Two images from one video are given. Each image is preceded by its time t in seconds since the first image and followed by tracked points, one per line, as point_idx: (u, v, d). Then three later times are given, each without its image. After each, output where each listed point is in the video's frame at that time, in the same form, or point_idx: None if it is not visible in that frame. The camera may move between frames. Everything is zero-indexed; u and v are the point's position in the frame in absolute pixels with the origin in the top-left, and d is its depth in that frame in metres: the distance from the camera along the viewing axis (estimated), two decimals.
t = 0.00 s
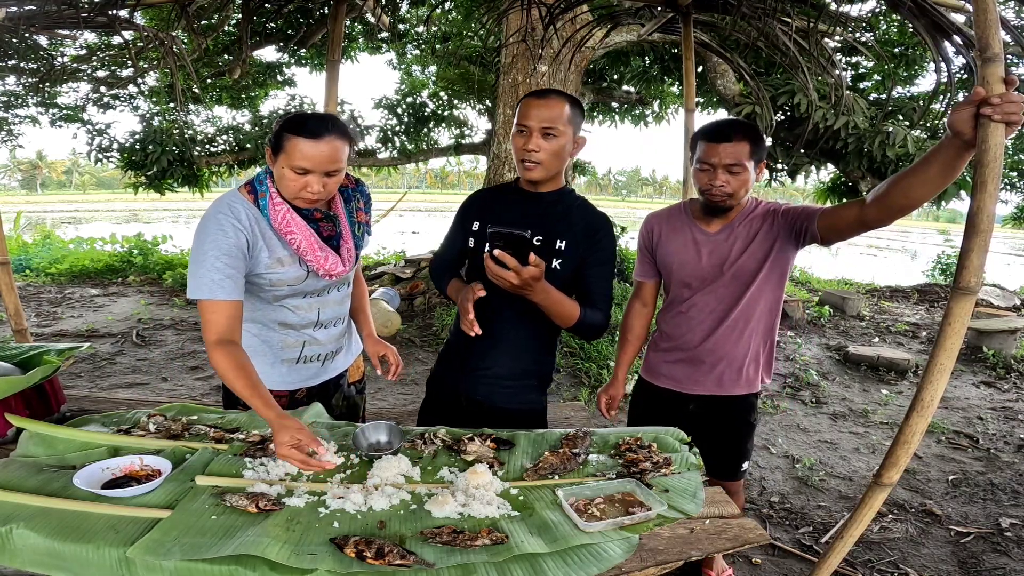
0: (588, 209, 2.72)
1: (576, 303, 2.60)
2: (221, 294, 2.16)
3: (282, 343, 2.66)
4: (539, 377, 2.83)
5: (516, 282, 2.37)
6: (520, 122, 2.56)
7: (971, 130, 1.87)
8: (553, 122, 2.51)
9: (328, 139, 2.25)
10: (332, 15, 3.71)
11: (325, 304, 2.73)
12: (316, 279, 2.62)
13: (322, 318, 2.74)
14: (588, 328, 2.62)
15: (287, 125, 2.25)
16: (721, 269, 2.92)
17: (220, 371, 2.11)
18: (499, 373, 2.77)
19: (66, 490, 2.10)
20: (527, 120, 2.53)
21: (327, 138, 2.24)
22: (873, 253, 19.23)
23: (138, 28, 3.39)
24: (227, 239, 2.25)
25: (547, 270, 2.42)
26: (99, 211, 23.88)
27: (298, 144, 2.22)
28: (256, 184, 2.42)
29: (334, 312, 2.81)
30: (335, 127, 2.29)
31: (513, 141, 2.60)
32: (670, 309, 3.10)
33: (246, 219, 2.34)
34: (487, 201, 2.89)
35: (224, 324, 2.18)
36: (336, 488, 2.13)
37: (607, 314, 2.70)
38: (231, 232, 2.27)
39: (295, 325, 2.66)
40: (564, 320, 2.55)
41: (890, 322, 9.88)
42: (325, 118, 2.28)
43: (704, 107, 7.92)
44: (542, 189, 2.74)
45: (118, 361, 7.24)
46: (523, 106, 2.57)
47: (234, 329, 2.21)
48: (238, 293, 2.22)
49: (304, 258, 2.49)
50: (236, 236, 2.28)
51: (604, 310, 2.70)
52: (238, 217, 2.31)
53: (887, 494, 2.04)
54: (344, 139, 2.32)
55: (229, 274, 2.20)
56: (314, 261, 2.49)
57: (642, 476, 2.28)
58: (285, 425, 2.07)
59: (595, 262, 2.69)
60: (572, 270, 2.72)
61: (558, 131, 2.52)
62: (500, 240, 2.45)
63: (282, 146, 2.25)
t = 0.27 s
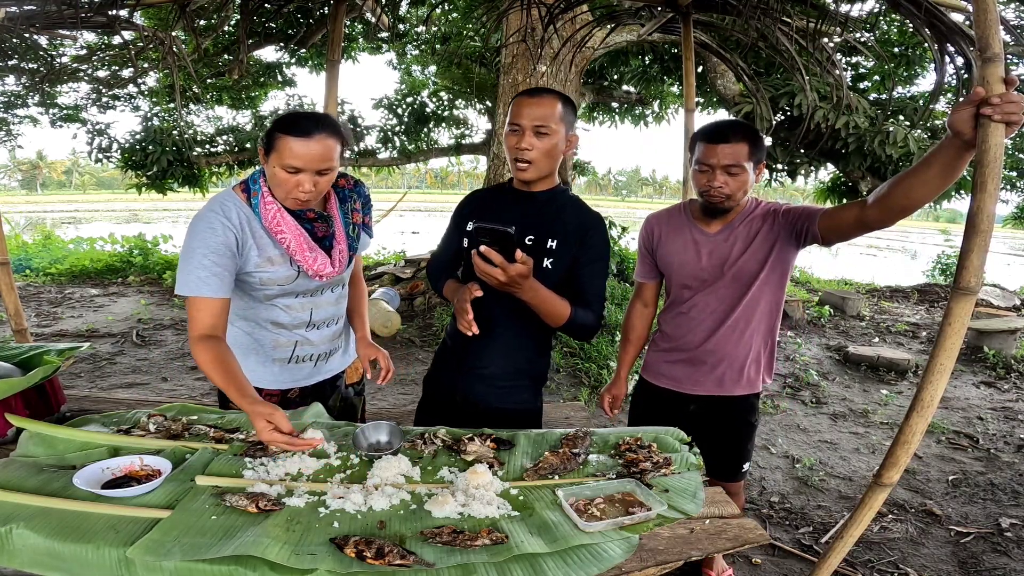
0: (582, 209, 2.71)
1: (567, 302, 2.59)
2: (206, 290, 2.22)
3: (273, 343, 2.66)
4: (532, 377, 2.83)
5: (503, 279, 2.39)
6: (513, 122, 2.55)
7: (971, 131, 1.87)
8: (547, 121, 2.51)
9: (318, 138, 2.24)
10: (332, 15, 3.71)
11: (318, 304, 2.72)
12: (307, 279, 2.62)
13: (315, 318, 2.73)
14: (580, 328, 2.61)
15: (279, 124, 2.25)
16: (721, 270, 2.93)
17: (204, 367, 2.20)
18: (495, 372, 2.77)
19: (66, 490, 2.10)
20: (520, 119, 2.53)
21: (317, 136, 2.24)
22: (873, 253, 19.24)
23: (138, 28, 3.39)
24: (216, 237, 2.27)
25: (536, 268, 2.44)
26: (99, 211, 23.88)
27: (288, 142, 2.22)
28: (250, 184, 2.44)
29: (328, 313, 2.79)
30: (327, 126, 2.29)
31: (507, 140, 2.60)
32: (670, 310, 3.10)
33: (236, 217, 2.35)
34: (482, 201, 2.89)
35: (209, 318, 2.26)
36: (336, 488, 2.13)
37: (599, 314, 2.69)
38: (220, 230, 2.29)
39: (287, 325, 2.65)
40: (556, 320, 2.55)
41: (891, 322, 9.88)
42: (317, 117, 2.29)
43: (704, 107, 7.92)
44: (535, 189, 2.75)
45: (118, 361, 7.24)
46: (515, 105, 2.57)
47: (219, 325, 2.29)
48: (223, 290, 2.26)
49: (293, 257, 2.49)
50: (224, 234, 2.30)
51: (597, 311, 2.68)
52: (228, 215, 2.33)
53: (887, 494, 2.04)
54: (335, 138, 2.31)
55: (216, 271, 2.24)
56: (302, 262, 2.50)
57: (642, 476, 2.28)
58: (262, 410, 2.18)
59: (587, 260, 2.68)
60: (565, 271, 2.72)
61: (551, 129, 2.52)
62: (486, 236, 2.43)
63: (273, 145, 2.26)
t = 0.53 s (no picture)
0: (580, 208, 2.71)
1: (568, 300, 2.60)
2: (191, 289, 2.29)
3: (266, 342, 2.67)
4: (533, 377, 2.83)
5: (504, 276, 2.38)
6: (513, 128, 2.51)
7: (971, 131, 1.87)
8: (550, 127, 2.49)
9: (306, 135, 2.25)
10: (332, 16, 3.71)
11: (311, 304, 2.70)
12: (299, 279, 2.61)
13: (308, 318, 2.72)
14: (580, 326, 2.61)
15: (268, 124, 2.26)
16: (722, 270, 2.92)
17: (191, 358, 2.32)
18: (495, 373, 2.77)
19: (66, 490, 2.10)
20: (522, 124, 2.49)
21: (305, 134, 2.25)
22: (873, 253, 19.25)
23: (139, 28, 3.39)
24: (204, 235, 2.30)
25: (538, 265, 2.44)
26: (99, 211, 23.88)
27: (276, 141, 2.23)
28: (244, 183, 2.46)
29: (322, 313, 2.78)
30: (316, 124, 2.30)
31: (509, 145, 2.58)
32: (671, 310, 3.10)
33: (226, 216, 2.37)
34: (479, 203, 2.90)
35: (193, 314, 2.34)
36: (336, 488, 2.13)
37: (599, 314, 2.69)
38: (209, 227, 2.32)
39: (280, 324, 2.65)
40: (556, 318, 2.55)
41: (890, 321, 9.88)
42: (307, 115, 2.30)
43: (704, 107, 7.92)
44: (535, 190, 2.74)
45: (118, 361, 7.24)
46: (514, 109, 2.51)
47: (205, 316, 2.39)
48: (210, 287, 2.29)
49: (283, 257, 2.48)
50: (213, 233, 2.33)
51: (597, 310, 2.69)
52: (218, 213, 2.36)
53: (887, 494, 2.04)
54: (324, 136, 2.32)
55: (204, 269, 2.30)
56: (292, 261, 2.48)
57: (642, 476, 2.28)
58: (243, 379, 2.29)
59: (587, 260, 2.68)
60: (563, 271, 2.71)
61: (556, 136, 2.51)
62: (491, 231, 2.44)
63: (263, 144, 2.27)
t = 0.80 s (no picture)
0: (580, 207, 2.71)
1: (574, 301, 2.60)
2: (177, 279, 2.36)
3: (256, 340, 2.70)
4: (537, 376, 2.83)
5: (514, 278, 2.37)
6: (521, 130, 2.50)
7: (971, 131, 1.87)
8: (558, 131, 2.48)
9: (293, 130, 2.26)
10: (332, 16, 3.71)
11: (301, 304, 2.70)
12: (287, 278, 2.61)
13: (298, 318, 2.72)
14: (585, 327, 2.62)
15: (258, 120, 2.29)
16: (723, 270, 2.93)
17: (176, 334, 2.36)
18: (498, 372, 2.77)
19: (66, 490, 2.10)
20: (530, 126, 2.47)
21: (292, 130, 2.26)
22: (873, 253, 19.25)
23: (138, 28, 3.39)
24: (194, 229, 2.36)
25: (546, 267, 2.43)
26: (99, 211, 23.88)
27: (264, 136, 2.25)
28: (240, 180, 2.52)
29: (313, 314, 2.76)
30: (306, 120, 2.31)
31: (515, 147, 2.56)
32: (672, 310, 3.10)
33: (217, 211, 2.43)
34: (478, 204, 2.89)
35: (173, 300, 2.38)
36: (336, 488, 2.13)
37: (604, 314, 2.70)
38: (198, 222, 2.38)
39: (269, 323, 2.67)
40: (560, 318, 2.55)
41: (891, 322, 9.88)
42: (297, 112, 2.31)
43: (704, 107, 7.92)
44: (537, 193, 2.73)
45: (118, 361, 7.24)
46: (522, 110, 2.50)
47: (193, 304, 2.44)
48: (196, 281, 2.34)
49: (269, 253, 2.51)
50: (202, 225, 2.38)
51: (601, 311, 2.70)
52: (210, 208, 2.42)
53: (887, 494, 2.04)
54: (313, 131, 2.32)
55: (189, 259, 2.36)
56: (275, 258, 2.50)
57: (642, 476, 2.28)
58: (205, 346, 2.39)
59: (589, 261, 2.68)
60: (565, 272, 2.73)
61: (563, 139, 2.50)
62: (498, 234, 2.47)
63: (253, 141, 2.29)
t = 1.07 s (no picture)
0: (583, 209, 2.71)
1: (578, 302, 2.61)
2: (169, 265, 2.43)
3: (245, 338, 2.69)
4: (542, 375, 2.84)
5: (520, 282, 2.38)
6: (531, 132, 2.49)
7: (972, 131, 1.87)
8: (568, 135, 2.47)
9: (283, 124, 2.26)
10: (332, 15, 3.70)
11: (290, 303, 2.68)
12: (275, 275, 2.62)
13: (287, 318, 2.70)
14: (588, 328, 2.62)
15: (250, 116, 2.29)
16: (724, 270, 2.93)
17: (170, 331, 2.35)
18: (502, 372, 2.77)
19: (66, 490, 2.10)
20: (541, 129, 2.46)
21: (281, 125, 2.25)
22: (873, 253, 19.25)
23: (138, 28, 3.39)
24: (186, 219, 2.44)
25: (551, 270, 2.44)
26: (99, 211, 23.89)
27: (252, 131, 2.25)
28: (239, 175, 2.56)
29: (302, 314, 2.73)
30: (297, 114, 2.31)
31: (523, 149, 2.56)
32: (673, 310, 3.10)
33: (211, 204, 2.49)
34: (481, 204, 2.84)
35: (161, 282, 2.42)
36: (336, 488, 2.13)
37: (607, 315, 2.70)
38: (192, 213, 2.45)
39: (257, 320, 2.67)
40: (564, 319, 2.56)
41: (891, 322, 9.88)
42: (289, 107, 2.31)
43: (704, 107, 7.92)
44: (542, 194, 2.72)
45: (118, 361, 7.24)
46: (533, 112, 2.48)
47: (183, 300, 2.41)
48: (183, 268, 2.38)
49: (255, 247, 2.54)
50: (196, 215, 2.46)
51: (605, 312, 2.69)
52: (205, 201, 2.48)
53: (887, 494, 2.04)
54: (304, 125, 2.31)
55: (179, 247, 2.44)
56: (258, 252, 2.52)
57: (642, 476, 2.28)
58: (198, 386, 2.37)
59: (592, 262, 2.68)
60: (568, 273, 2.73)
61: (573, 144, 2.50)
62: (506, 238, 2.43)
63: (245, 136, 2.29)
